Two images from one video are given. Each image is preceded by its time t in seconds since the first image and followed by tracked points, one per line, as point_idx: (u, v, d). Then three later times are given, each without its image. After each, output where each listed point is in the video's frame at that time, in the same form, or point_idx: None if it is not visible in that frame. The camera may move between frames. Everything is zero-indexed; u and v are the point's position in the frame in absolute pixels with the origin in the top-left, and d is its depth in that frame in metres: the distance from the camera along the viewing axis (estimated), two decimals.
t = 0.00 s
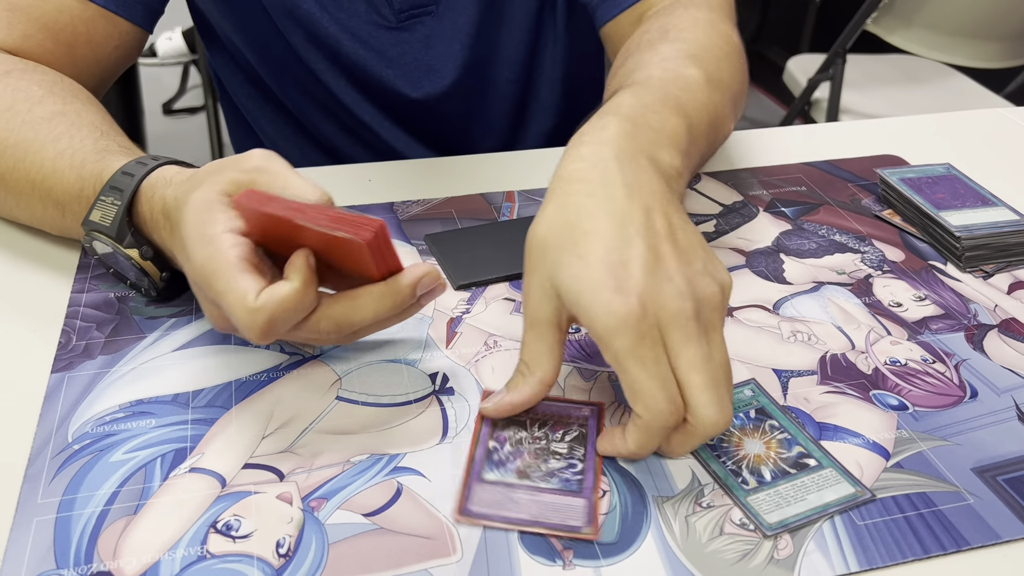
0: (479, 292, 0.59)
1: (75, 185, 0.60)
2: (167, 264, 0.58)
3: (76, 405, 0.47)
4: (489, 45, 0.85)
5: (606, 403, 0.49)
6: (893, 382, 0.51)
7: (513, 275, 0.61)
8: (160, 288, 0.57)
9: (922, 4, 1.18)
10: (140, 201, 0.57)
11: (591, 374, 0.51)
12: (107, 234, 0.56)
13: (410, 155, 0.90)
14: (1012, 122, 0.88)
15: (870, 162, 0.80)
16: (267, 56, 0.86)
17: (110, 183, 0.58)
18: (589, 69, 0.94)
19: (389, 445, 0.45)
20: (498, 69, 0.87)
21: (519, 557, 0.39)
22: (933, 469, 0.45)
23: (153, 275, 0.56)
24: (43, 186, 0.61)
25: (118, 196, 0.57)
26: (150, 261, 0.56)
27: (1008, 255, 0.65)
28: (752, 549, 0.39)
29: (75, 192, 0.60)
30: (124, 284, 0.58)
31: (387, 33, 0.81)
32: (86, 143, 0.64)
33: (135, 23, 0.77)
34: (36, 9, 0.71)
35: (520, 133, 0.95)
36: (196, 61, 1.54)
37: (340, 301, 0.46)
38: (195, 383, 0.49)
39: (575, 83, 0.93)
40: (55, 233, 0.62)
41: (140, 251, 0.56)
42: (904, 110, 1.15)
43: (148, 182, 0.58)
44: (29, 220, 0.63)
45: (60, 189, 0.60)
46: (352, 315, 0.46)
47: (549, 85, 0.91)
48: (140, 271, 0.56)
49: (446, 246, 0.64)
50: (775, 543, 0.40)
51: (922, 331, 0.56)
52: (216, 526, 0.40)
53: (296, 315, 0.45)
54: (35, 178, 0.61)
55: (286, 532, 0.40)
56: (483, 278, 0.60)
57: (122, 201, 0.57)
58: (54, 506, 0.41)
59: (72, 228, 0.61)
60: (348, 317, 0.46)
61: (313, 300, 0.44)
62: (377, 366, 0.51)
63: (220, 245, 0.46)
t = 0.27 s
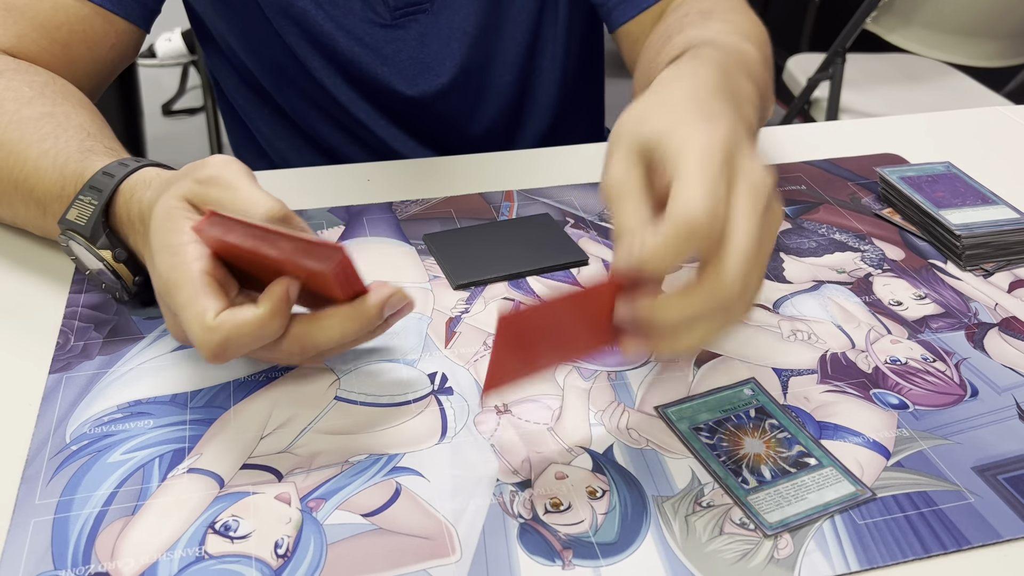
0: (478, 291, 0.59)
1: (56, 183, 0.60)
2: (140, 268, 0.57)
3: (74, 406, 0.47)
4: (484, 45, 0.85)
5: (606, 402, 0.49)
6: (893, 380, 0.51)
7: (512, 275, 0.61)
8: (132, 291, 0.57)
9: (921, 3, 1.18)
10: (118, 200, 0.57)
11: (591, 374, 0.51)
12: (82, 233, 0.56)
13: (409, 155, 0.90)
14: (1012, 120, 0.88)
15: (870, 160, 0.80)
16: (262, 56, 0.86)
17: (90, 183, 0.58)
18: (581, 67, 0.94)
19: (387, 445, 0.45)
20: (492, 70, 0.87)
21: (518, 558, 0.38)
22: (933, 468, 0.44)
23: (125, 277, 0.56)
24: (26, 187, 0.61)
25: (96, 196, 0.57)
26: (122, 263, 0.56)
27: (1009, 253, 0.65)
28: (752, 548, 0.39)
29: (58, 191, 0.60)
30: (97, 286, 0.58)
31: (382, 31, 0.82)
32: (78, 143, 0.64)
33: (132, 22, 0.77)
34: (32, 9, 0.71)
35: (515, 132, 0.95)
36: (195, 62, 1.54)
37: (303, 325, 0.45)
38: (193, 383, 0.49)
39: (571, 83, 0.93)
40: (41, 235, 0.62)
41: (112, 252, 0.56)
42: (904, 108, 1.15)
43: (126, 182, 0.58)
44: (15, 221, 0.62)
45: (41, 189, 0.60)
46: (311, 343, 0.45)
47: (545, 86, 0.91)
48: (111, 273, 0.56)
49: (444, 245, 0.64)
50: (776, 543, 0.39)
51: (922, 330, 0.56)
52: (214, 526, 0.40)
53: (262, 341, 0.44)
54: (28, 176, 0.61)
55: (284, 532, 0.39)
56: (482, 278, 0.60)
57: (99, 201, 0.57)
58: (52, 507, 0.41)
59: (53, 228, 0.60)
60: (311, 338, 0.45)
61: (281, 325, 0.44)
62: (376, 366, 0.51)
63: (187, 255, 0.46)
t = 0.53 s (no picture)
0: (477, 290, 0.59)
1: (56, 157, 0.60)
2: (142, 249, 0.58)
3: (71, 405, 0.47)
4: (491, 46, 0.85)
5: (603, 400, 0.49)
6: (890, 378, 0.51)
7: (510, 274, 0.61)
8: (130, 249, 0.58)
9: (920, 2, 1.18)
10: (116, 163, 0.57)
11: (589, 372, 0.51)
12: (82, 195, 0.56)
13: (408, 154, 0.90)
14: (1010, 119, 0.88)
15: (867, 159, 0.80)
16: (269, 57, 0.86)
17: (89, 147, 0.58)
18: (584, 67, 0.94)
19: (385, 444, 0.45)
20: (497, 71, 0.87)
21: (516, 555, 0.38)
22: (930, 465, 0.45)
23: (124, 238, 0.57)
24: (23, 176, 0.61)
25: (95, 158, 0.57)
26: (122, 225, 0.57)
27: (1006, 251, 0.65)
28: (749, 545, 0.39)
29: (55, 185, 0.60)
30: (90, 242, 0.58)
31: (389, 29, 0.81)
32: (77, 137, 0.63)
33: (134, 24, 0.77)
34: (34, 10, 0.71)
35: (514, 130, 0.94)
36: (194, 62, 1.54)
37: (348, 261, 0.46)
38: (191, 382, 0.49)
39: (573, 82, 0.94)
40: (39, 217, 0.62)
41: (112, 214, 0.56)
42: (902, 107, 1.15)
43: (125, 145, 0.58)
44: (16, 205, 0.63)
45: (41, 164, 0.60)
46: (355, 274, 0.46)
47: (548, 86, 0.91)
48: (111, 234, 0.57)
49: (443, 244, 0.64)
50: (773, 540, 0.40)
51: (920, 328, 0.56)
52: (211, 525, 0.40)
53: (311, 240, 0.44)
54: (29, 169, 0.61)
55: (281, 530, 0.39)
56: (480, 276, 0.60)
57: (98, 161, 0.57)
58: (50, 506, 0.41)
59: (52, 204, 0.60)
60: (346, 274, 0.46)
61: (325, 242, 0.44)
62: (374, 364, 0.51)
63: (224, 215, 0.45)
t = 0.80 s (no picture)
0: (477, 291, 0.59)
1: (100, 161, 0.62)
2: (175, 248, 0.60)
3: (72, 406, 0.47)
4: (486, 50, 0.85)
5: (603, 401, 0.49)
6: (889, 378, 0.51)
7: (509, 275, 0.61)
8: (175, 251, 0.59)
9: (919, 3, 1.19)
10: (173, 170, 0.60)
11: (588, 373, 0.51)
12: (135, 192, 0.58)
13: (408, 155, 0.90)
14: (1009, 119, 0.88)
15: (866, 159, 0.80)
16: (267, 57, 0.86)
17: (145, 153, 0.61)
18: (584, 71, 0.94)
19: (385, 444, 0.45)
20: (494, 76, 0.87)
21: (516, 555, 0.39)
22: (929, 464, 0.45)
23: (173, 239, 0.58)
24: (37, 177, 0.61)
25: (152, 161, 0.60)
26: (172, 226, 0.58)
27: (1004, 251, 0.65)
28: (749, 545, 0.39)
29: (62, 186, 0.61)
30: (134, 240, 0.59)
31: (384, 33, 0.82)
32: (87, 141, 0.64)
33: (137, 27, 0.77)
34: (37, 12, 0.71)
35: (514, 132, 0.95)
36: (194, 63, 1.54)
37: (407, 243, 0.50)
38: (191, 383, 0.49)
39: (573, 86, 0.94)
40: (60, 218, 0.62)
41: (165, 214, 0.58)
42: (901, 107, 1.15)
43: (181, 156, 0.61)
44: (34, 207, 0.62)
45: (82, 166, 0.61)
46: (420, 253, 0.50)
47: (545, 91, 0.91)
48: (161, 234, 0.58)
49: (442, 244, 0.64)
50: (772, 540, 0.40)
51: (918, 328, 0.56)
52: (212, 525, 0.40)
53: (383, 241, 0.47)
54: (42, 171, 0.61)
55: (282, 531, 0.40)
56: (480, 277, 0.60)
57: (156, 164, 0.60)
58: (51, 507, 0.41)
59: (84, 205, 0.61)
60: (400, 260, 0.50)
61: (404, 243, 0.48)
62: (374, 365, 0.52)
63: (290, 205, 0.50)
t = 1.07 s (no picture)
0: (475, 292, 0.59)
1: (74, 170, 0.61)
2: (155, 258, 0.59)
3: (71, 408, 0.47)
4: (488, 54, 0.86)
5: (602, 401, 0.49)
6: (888, 378, 0.51)
7: (507, 276, 0.61)
8: (150, 266, 0.59)
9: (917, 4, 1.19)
10: (143, 182, 0.59)
11: (587, 373, 0.51)
12: (107, 209, 0.57)
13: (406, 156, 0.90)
14: (1008, 120, 0.88)
15: (865, 160, 0.80)
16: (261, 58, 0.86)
17: (116, 164, 0.60)
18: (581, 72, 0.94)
19: (384, 445, 0.45)
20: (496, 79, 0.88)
21: (515, 556, 0.38)
22: (928, 465, 0.45)
23: (147, 255, 0.58)
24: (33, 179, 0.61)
25: (123, 174, 0.59)
26: (146, 241, 0.58)
27: (1003, 251, 0.65)
28: (748, 546, 0.39)
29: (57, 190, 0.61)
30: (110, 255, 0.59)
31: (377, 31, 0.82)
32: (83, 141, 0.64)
33: (131, 27, 0.77)
34: (30, 12, 0.71)
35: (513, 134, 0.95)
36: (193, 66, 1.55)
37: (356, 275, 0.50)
38: (189, 385, 0.49)
39: (572, 86, 0.94)
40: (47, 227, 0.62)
41: (138, 230, 0.57)
42: (900, 108, 1.15)
43: (153, 166, 0.60)
44: (21, 215, 0.63)
45: (58, 177, 0.61)
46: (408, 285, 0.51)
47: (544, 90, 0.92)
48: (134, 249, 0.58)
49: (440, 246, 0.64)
50: (771, 540, 0.40)
51: (917, 328, 0.56)
52: (211, 527, 0.40)
53: (381, 269, 0.48)
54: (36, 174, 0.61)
55: (281, 532, 0.40)
56: (479, 278, 0.60)
57: (127, 178, 0.58)
58: (49, 509, 0.41)
59: (67, 216, 0.61)
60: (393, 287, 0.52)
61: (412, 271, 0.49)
62: (373, 366, 0.51)
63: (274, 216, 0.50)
